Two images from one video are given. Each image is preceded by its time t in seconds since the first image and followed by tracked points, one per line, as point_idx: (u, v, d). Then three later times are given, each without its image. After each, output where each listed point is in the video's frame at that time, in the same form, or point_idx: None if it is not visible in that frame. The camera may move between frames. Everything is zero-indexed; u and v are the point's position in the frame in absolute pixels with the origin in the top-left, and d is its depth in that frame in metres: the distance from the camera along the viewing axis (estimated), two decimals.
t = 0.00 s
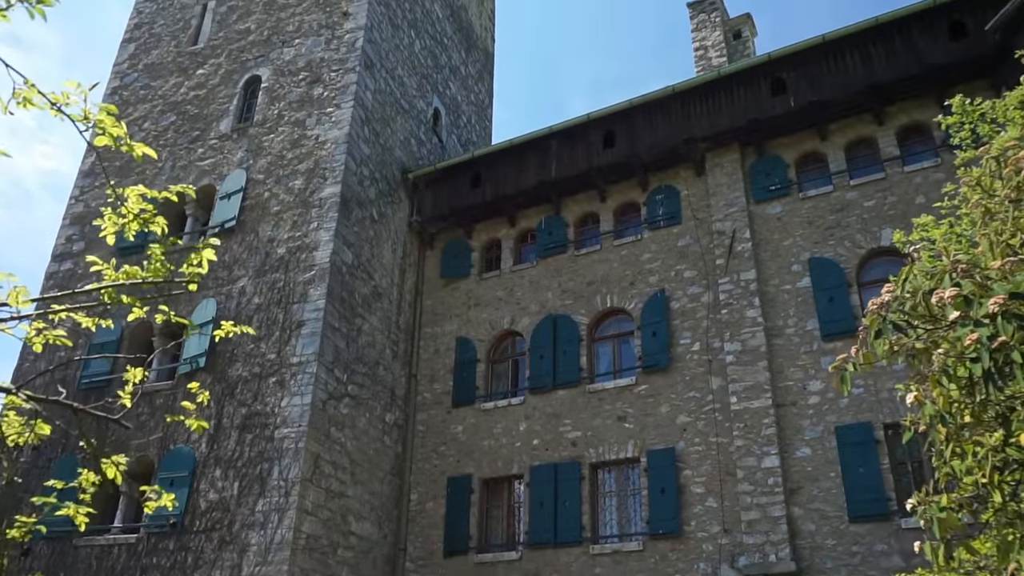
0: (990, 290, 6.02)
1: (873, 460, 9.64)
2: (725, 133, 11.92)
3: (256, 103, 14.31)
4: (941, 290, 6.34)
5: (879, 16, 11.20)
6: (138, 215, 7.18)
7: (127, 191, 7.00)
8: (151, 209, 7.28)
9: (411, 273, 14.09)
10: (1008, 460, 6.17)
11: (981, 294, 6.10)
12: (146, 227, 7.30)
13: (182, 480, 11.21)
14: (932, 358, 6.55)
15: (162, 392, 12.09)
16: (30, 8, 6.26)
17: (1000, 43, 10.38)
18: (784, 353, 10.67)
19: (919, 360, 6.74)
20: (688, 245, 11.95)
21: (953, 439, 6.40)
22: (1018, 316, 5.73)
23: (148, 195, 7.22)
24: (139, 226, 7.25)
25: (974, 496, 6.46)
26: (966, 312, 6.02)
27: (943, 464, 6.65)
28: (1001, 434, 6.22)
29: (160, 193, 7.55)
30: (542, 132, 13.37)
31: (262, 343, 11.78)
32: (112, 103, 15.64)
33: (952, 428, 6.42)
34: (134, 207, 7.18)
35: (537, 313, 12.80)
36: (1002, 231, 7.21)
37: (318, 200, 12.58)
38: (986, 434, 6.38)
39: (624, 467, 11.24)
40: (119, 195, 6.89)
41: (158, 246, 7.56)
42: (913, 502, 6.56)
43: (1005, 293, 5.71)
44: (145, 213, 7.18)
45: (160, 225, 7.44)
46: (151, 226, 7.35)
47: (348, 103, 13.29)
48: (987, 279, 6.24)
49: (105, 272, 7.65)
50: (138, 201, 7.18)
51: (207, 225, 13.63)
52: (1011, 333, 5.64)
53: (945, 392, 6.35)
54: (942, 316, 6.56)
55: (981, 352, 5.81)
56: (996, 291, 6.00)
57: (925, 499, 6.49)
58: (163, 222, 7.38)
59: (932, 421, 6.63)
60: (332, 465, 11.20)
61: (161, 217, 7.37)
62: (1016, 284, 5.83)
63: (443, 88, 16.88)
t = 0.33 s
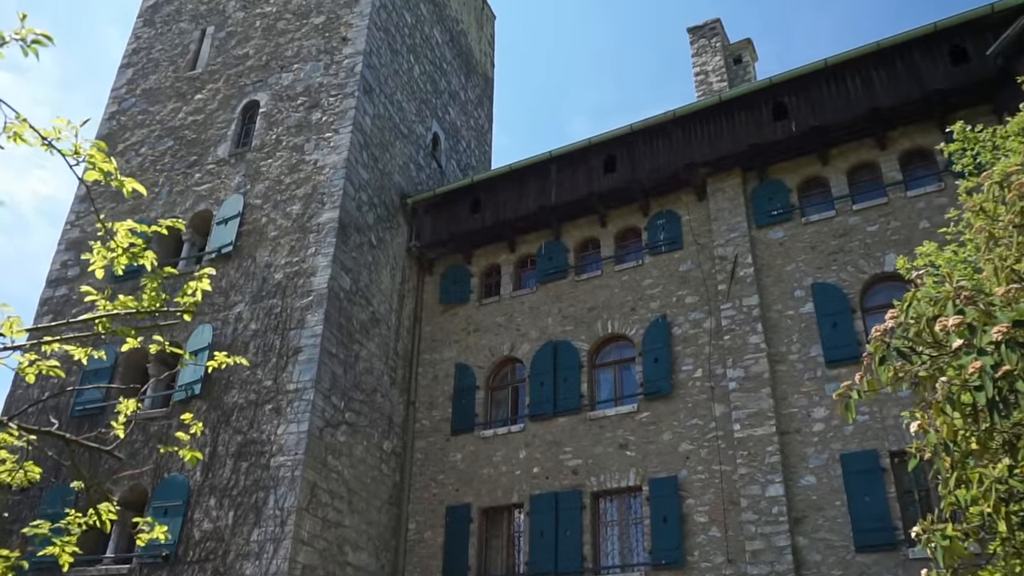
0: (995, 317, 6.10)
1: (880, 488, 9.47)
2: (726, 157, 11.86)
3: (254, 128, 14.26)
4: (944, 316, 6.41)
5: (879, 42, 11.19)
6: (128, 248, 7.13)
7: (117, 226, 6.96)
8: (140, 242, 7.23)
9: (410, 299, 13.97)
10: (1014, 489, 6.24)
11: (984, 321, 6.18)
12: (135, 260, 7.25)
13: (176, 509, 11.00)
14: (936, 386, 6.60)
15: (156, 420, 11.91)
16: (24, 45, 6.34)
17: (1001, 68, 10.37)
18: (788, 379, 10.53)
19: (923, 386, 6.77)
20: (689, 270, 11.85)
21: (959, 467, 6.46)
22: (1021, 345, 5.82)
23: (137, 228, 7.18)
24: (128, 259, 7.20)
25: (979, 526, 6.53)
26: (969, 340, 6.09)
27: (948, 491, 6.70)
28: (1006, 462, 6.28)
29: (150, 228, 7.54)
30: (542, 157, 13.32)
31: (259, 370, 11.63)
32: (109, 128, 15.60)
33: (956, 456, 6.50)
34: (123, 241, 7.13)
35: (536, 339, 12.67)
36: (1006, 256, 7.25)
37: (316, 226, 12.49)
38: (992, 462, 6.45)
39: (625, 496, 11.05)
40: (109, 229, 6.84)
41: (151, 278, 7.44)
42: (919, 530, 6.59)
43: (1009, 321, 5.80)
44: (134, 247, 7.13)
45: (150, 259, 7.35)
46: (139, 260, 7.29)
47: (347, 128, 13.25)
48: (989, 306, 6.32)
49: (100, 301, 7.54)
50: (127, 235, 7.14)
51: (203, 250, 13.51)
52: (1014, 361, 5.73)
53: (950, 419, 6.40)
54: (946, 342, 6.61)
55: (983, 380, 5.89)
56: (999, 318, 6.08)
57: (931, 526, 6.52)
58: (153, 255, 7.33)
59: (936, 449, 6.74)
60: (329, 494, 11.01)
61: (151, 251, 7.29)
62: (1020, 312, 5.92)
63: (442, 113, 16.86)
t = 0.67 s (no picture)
0: (1004, 342, 6.04)
1: (886, 518, 9.29)
2: (727, 183, 11.81)
3: (252, 154, 14.21)
4: (951, 340, 6.34)
5: (880, 67, 11.19)
6: (98, 296, 7.09)
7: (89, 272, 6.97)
8: (111, 290, 7.23)
9: (408, 326, 13.85)
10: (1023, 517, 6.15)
11: (992, 345, 6.13)
12: (105, 307, 7.18)
13: (169, 540, 10.79)
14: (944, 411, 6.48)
15: (150, 449, 11.73)
16: (10, 91, 6.17)
17: (1003, 94, 10.36)
18: (792, 408, 10.39)
19: (927, 412, 6.65)
20: (691, 296, 11.75)
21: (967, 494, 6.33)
22: None
23: (110, 275, 7.20)
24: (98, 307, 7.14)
25: (989, 554, 6.49)
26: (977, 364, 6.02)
27: (957, 519, 6.63)
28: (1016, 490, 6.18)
29: (124, 277, 7.54)
30: (542, 183, 13.28)
31: (255, 398, 11.48)
32: (106, 154, 15.55)
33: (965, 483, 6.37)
34: (95, 288, 7.11)
35: (537, 366, 12.54)
36: (1011, 281, 7.18)
37: (314, 252, 12.40)
38: (1002, 489, 6.35)
39: (627, 526, 10.86)
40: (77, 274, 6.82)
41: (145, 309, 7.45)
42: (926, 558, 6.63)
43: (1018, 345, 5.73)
44: (105, 293, 7.10)
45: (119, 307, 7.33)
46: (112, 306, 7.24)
47: (345, 154, 13.20)
48: (996, 331, 6.26)
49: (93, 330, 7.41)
50: (99, 281, 7.13)
51: (200, 277, 13.40)
52: None
53: (959, 444, 6.31)
54: (953, 367, 6.52)
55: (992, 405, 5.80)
56: (1007, 343, 6.03)
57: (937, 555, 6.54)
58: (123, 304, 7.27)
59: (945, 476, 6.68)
60: (325, 525, 10.80)
61: (121, 299, 7.23)
62: None
63: (441, 139, 16.84)
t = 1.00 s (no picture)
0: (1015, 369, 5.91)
1: (894, 548, 9.11)
2: (729, 208, 11.73)
3: (249, 179, 14.15)
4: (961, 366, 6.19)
5: (881, 93, 11.17)
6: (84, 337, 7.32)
7: (76, 314, 7.24)
8: (98, 332, 7.47)
9: (407, 352, 13.71)
10: None
11: (1003, 372, 6.00)
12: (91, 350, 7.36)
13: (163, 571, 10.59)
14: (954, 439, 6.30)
15: (144, 477, 11.55)
16: (5, 132, 6.31)
17: (1006, 119, 10.33)
18: (796, 435, 10.25)
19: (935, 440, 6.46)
20: (693, 322, 11.64)
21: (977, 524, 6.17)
22: None
23: (97, 318, 7.46)
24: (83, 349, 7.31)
25: None
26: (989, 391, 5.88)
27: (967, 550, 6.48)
28: None
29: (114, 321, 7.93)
30: (542, 208, 13.21)
31: (251, 426, 11.32)
32: (103, 179, 15.49)
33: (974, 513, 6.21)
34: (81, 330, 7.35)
35: (537, 393, 12.39)
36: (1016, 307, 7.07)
37: (312, 277, 12.30)
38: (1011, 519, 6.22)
39: (629, 556, 10.67)
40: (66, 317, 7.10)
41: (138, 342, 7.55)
42: None
43: None
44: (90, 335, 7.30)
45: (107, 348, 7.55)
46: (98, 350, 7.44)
47: (344, 179, 13.14)
48: (1006, 358, 6.13)
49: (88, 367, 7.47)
50: (85, 325, 7.39)
51: (196, 303, 13.28)
52: None
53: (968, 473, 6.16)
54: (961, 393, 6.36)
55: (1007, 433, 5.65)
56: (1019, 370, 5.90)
57: None
58: (108, 347, 7.47)
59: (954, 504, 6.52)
60: (322, 555, 10.60)
61: (106, 341, 7.47)
62: None
63: (440, 164, 16.80)
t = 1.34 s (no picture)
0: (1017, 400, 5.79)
1: None
2: (731, 233, 11.67)
3: (247, 204, 14.08)
4: (963, 397, 6.08)
5: (882, 118, 11.14)
6: (92, 360, 7.40)
7: (84, 338, 7.32)
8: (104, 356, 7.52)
9: (406, 378, 13.57)
10: None
11: (1006, 402, 5.87)
12: (99, 373, 7.45)
13: None
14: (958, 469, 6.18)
15: (138, 506, 11.36)
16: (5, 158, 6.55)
17: (1008, 145, 10.30)
18: (800, 463, 10.10)
19: (940, 470, 6.34)
20: (695, 348, 11.53)
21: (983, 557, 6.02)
22: None
23: (103, 340, 7.51)
24: (92, 373, 7.40)
25: None
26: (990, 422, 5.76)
27: None
28: None
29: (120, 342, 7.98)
30: (542, 233, 13.14)
31: (247, 454, 11.15)
32: (100, 204, 15.41)
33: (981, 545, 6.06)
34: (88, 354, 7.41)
35: (537, 420, 12.25)
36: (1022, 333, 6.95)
37: (310, 303, 12.20)
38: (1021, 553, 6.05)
39: None
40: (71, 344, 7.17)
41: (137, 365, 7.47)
42: None
43: None
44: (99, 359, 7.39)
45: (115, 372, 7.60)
46: (105, 372, 7.50)
47: (343, 204, 13.08)
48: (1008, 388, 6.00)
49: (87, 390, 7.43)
50: (93, 348, 7.44)
51: (192, 328, 13.15)
52: None
53: (974, 505, 6.02)
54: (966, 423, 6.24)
55: (1007, 467, 5.53)
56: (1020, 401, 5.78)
57: None
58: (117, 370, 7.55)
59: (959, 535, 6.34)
60: None
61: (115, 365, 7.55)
62: None
63: (440, 188, 16.76)
